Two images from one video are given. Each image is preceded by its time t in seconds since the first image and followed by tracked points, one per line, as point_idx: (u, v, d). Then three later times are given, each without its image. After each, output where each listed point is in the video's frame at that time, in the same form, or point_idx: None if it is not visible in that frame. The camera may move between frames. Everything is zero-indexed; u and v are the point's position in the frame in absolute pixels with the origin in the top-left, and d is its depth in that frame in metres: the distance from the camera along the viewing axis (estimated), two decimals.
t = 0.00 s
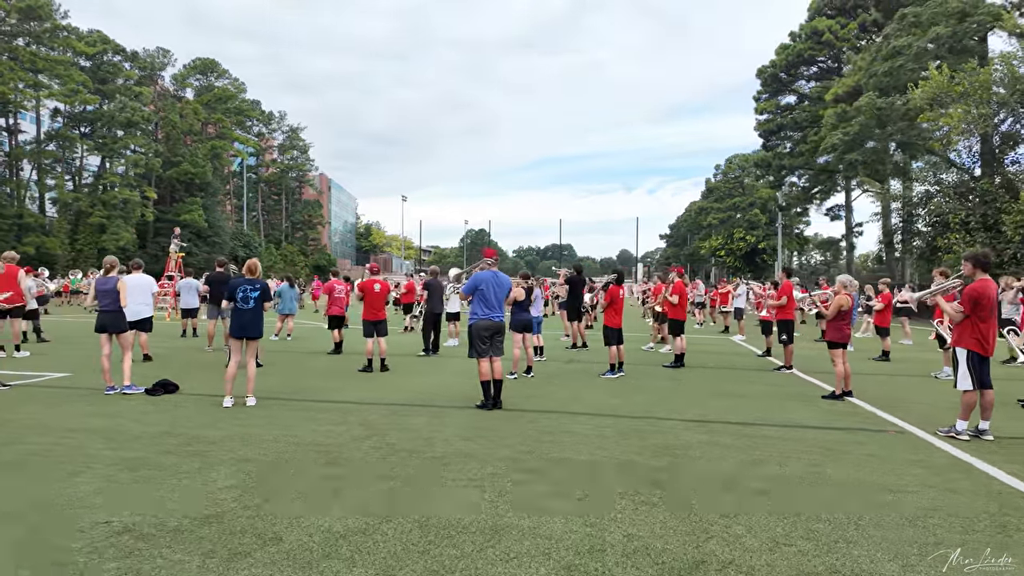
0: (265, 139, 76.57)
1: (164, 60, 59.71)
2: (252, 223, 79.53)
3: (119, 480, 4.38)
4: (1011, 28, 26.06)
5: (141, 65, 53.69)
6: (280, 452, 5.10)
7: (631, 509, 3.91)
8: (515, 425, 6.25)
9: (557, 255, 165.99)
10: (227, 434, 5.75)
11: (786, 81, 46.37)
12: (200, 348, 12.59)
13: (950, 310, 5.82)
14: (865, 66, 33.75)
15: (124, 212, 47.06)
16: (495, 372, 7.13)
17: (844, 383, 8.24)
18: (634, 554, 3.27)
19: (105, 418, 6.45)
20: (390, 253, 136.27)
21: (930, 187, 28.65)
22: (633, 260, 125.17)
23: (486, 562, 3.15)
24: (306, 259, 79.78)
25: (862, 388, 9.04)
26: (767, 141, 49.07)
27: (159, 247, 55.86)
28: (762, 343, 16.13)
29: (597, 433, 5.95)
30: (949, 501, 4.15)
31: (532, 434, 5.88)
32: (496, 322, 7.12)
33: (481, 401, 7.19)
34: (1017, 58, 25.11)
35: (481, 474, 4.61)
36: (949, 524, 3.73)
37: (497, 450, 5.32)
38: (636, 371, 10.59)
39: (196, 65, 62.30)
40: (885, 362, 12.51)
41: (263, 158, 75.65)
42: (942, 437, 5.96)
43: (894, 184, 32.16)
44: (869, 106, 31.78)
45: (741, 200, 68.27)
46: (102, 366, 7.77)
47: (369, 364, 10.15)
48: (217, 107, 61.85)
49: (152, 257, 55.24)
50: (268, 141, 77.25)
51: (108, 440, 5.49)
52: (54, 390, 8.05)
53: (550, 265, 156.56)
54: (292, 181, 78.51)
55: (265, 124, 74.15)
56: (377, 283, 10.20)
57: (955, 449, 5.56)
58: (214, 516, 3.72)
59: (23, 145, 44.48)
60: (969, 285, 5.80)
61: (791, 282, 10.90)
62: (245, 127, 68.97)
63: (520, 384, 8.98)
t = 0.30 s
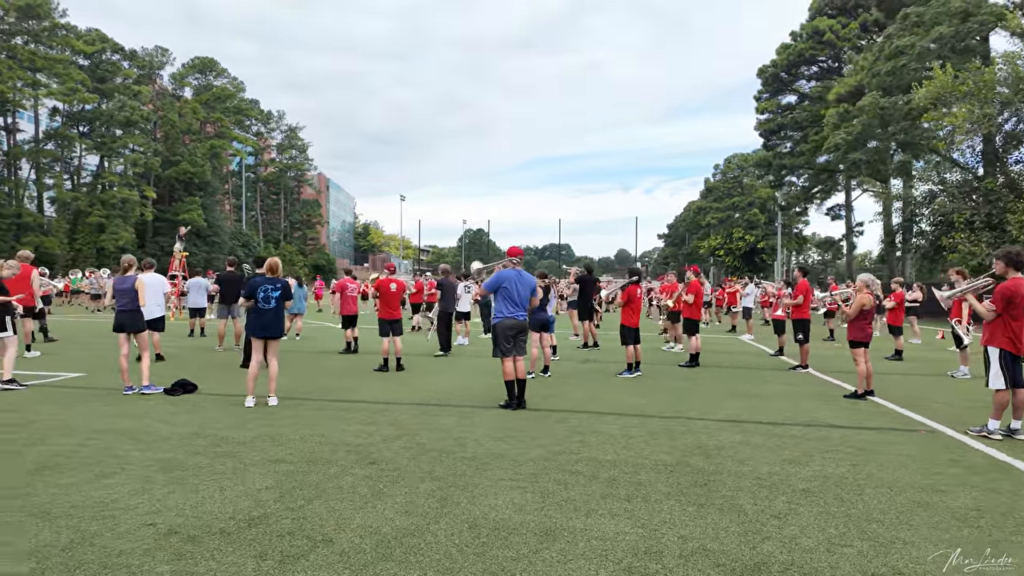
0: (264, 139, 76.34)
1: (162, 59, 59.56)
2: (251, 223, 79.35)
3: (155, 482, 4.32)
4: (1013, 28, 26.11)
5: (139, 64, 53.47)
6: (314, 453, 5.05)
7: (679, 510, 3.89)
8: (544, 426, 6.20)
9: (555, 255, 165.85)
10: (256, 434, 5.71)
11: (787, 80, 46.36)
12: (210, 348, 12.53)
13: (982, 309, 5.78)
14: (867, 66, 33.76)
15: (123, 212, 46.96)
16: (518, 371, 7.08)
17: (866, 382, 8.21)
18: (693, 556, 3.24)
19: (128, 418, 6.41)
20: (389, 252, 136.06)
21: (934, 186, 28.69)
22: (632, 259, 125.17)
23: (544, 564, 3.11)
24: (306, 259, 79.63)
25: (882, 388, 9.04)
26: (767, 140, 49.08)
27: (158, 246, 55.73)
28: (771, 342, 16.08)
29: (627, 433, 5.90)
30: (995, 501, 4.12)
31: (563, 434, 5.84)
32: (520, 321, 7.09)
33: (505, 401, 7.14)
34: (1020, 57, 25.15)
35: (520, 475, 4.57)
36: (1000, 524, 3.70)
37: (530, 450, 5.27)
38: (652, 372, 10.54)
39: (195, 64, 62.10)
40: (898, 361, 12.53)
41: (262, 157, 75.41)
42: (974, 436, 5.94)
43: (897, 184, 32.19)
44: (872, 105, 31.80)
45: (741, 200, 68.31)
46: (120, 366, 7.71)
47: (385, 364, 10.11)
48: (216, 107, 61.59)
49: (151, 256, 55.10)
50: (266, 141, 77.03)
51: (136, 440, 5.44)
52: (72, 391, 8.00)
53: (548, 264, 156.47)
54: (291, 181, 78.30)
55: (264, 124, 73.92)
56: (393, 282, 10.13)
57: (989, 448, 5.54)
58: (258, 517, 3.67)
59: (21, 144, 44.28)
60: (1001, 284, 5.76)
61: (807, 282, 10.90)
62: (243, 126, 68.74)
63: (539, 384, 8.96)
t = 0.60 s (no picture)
0: (263, 138, 76.13)
1: (162, 57, 59.41)
2: (251, 222, 79.18)
3: (193, 485, 4.24)
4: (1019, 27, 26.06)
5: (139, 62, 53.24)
6: (349, 456, 4.98)
7: (732, 514, 3.82)
8: (576, 427, 6.13)
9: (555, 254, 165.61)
10: (286, 436, 5.64)
11: (789, 80, 46.24)
12: (223, 347, 12.47)
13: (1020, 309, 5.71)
14: (872, 65, 33.68)
15: (123, 211, 46.84)
16: (544, 371, 6.98)
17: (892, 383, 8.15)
18: (757, 560, 3.19)
19: (153, 419, 6.33)
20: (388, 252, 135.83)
21: (940, 186, 28.64)
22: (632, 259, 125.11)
23: (604, 569, 3.05)
24: (306, 258, 79.42)
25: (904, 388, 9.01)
26: (769, 140, 49.01)
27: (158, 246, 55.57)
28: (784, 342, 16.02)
29: (660, 435, 5.84)
30: None
31: (596, 436, 5.76)
32: (546, 321, 6.99)
33: (531, 402, 7.05)
34: None
35: (562, 477, 4.50)
36: None
37: (567, 451, 5.20)
38: (672, 372, 10.45)
39: (195, 63, 61.89)
40: (914, 361, 12.50)
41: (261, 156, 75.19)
42: (1010, 437, 5.89)
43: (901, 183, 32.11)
44: (877, 105, 31.76)
45: (741, 199, 68.24)
46: (140, 367, 7.63)
47: (403, 363, 10.07)
48: (216, 106, 61.37)
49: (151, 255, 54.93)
50: (266, 140, 76.80)
51: (165, 442, 5.37)
52: (90, 391, 7.93)
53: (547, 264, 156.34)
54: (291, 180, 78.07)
55: (264, 123, 73.66)
56: (411, 281, 10.07)
57: None
58: (307, 522, 3.62)
59: (21, 143, 44.08)
60: None
61: (826, 281, 10.87)
62: (243, 126, 68.51)
63: (559, 384, 8.90)
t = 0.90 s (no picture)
0: (264, 138, 75.99)
1: (163, 57, 59.42)
2: (251, 222, 79.02)
3: (236, 489, 4.21)
4: None
5: (141, 62, 53.16)
6: (386, 459, 4.94)
7: (785, 519, 3.79)
8: (609, 430, 6.11)
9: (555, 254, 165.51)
10: (319, 439, 5.61)
11: (791, 80, 46.17)
12: (237, 348, 12.42)
13: None
14: (878, 66, 33.64)
15: (125, 211, 46.77)
16: (571, 373, 6.90)
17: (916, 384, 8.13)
18: (821, 565, 3.17)
19: (182, 421, 6.30)
20: (388, 252, 135.61)
21: (947, 186, 28.62)
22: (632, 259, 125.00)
23: None
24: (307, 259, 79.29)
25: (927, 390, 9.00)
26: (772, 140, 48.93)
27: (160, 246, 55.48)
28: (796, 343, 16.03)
29: (694, 437, 5.80)
30: None
31: (630, 438, 5.74)
32: (573, 323, 6.93)
33: (558, 404, 6.99)
34: None
35: (606, 481, 4.47)
36: None
37: (605, 455, 5.16)
38: (691, 373, 10.41)
39: (196, 63, 61.78)
40: (931, 362, 12.49)
41: (262, 156, 75.09)
42: None
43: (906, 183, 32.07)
44: (883, 105, 31.75)
45: (742, 200, 68.16)
46: (163, 368, 7.56)
47: (421, 365, 10.06)
48: (218, 106, 61.31)
49: (152, 256, 54.82)
50: (266, 140, 76.67)
51: (199, 445, 5.34)
52: (113, 393, 7.91)
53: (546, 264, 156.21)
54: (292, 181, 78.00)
55: (264, 123, 73.57)
56: (430, 283, 10.08)
57: None
58: (359, 526, 3.58)
59: (24, 143, 43.97)
60: None
61: (844, 282, 10.87)
62: (244, 126, 68.39)
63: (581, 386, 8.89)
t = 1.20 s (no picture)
0: (266, 139, 75.96)
1: (166, 58, 59.44)
2: (254, 223, 78.98)
3: (284, 490, 4.21)
4: None
5: (144, 63, 53.12)
6: (427, 460, 4.94)
7: (838, 521, 3.80)
8: (643, 431, 6.12)
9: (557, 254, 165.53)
10: (356, 439, 5.62)
11: (795, 81, 46.11)
12: (253, 349, 12.43)
13: None
14: (884, 67, 33.61)
15: (128, 211, 46.74)
16: (600, 374, 6.85)
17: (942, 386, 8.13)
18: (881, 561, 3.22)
19: (215, 422, 6.30)
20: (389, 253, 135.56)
21: (955, 187, 28.60)
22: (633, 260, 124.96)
23: None
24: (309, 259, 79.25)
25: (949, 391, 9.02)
26: (776, 141, 48.86)
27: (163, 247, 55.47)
28: (809, 343, 16.04)
29: (729, 439, 5.79)
30: None
31: (666, 439, 5.74)
32: (602, 324, 6.86)
33: (588, 405, 6.97)
34: None
35: (650, 482, 4.47)
36: None
37: (645, 456, 5.17)
38: (711, 374, 10.38)
39: (199, 64, 61.76)
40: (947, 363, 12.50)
41: (264, 157, 75.06)
42: None
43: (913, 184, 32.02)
44: (890, 106, 31.72)
45: (744, 200, 68.12)
46: (191, 369, 7.57)
47: (442, 365, 10.06)
48: (220, 106, 61.28)
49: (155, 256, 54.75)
50: (268, 141, 76.64)
51: (238, 446, 5.35)
52: (139, 393, 7.92)
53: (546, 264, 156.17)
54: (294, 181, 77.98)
55: (267, 123, 73.53)
56: (451, 284, 10.15)
57: None
58: (416, 528, 3.59)
59: (27, 143, 43.91)
60: None
61: (863, 283, 10.91)
62: (247, 127, 68.37)
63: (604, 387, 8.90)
